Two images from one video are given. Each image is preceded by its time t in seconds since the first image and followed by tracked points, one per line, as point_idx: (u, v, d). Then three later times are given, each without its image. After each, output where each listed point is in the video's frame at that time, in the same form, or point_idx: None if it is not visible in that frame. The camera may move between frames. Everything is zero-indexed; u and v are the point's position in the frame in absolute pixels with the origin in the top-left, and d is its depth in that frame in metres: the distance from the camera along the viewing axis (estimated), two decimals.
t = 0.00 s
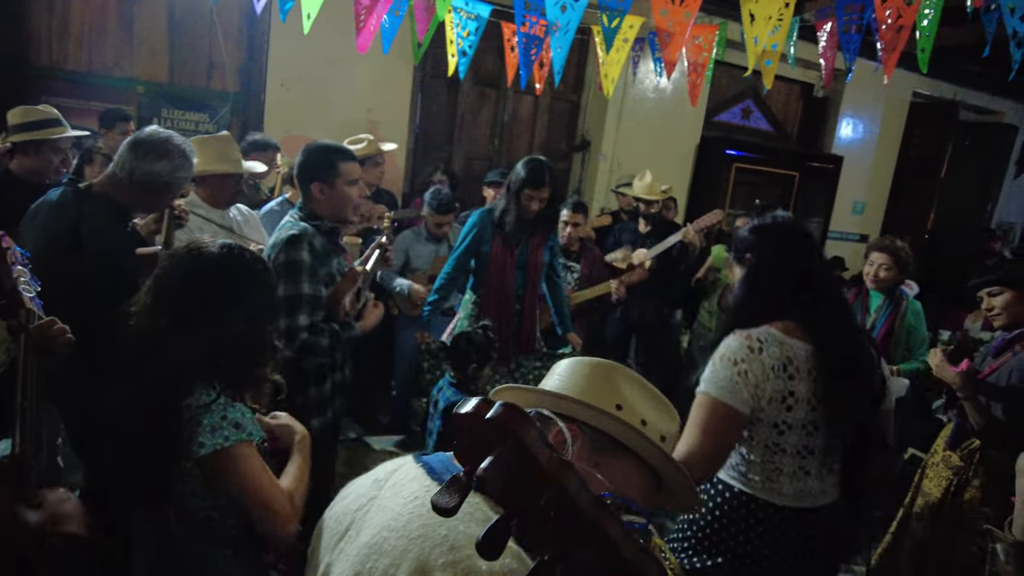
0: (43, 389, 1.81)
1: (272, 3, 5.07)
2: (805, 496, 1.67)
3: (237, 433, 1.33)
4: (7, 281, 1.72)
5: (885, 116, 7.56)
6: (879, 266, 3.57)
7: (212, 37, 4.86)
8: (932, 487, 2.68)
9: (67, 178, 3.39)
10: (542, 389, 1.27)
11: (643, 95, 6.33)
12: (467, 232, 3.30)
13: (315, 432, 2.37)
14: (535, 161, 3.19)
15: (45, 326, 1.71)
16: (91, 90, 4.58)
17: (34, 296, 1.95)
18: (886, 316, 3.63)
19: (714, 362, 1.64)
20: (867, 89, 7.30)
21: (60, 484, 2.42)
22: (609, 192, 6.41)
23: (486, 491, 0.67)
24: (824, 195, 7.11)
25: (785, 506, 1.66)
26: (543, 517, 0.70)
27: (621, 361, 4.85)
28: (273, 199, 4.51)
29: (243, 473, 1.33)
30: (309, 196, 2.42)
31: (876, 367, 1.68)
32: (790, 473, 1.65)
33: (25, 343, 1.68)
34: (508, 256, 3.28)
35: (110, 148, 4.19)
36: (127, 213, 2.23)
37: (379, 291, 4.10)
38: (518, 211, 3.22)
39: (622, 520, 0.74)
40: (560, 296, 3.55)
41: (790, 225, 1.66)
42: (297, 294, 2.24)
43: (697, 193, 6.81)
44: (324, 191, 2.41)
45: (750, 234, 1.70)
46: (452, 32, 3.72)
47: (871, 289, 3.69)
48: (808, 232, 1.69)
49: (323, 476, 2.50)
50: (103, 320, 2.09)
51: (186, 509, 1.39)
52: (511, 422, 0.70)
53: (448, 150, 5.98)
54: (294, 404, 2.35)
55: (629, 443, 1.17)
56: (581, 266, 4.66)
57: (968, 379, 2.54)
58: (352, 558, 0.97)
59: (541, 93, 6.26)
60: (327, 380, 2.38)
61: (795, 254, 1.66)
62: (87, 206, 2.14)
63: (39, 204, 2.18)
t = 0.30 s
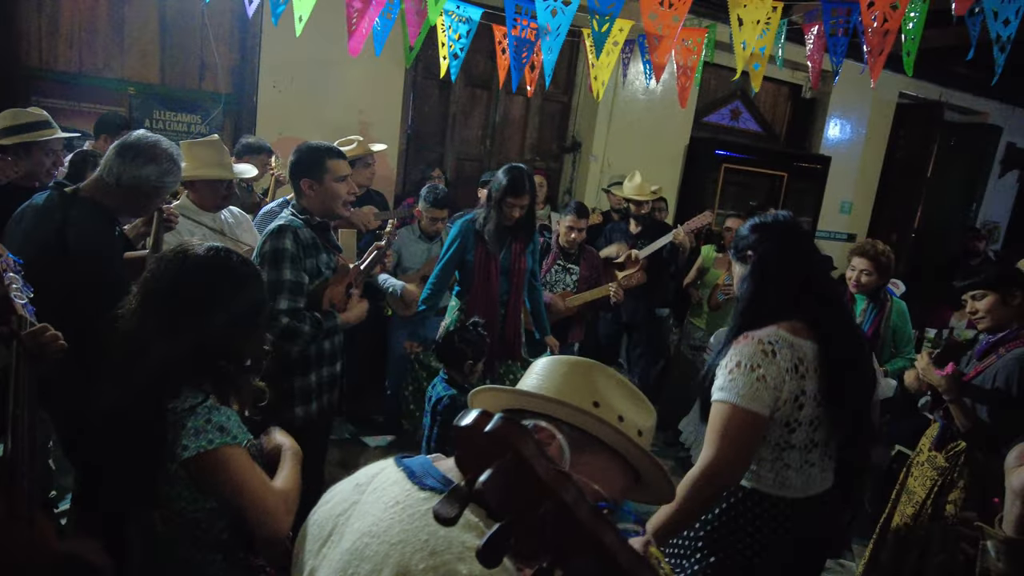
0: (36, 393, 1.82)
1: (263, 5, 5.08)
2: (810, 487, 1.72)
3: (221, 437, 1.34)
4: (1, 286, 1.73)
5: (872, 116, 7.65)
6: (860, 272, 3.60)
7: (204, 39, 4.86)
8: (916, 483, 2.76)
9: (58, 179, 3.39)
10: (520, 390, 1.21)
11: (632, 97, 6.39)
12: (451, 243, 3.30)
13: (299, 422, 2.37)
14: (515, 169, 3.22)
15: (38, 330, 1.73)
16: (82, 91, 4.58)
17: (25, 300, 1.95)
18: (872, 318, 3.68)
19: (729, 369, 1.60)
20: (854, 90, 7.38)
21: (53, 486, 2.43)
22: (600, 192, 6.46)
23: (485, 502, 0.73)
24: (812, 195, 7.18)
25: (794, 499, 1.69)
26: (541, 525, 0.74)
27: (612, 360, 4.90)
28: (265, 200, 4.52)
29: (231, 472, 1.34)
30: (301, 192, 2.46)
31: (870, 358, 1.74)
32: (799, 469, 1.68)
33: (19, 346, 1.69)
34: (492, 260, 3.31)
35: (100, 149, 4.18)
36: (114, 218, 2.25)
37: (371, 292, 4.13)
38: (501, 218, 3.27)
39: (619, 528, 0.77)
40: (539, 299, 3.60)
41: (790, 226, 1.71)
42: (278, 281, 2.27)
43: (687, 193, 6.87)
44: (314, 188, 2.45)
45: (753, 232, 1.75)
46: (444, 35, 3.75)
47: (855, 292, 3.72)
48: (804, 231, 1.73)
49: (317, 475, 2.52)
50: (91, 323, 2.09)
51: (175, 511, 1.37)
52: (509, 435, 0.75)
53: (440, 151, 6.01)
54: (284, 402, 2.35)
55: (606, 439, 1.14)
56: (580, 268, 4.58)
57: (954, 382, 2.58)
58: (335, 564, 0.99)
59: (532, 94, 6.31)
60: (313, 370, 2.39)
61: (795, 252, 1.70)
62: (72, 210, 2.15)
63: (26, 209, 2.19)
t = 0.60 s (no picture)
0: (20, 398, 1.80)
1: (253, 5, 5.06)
2: (796, 486, 1.71)
3: (210, 442, 1.36)
4: None
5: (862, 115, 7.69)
6: (851, 265, 3.67)
7: (193, 39, 4.84)
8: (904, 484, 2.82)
9: (46, 180, 3.37)
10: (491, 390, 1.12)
11: (624, 96, 6.40)
12: (440, 243, 3.32)
13: (280, 415, 2.36)
14: (501, 165, 3.27)
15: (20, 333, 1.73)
16: (70, 91, 4.55)
17: (8, 304, 1.94)
18: (860, 316, 3.71)
19: (715, 367, 1.60)
20: (844, 89, 7.42)
21: (42, 491, 2.41)
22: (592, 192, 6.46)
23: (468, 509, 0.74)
24: (803, 193, 7.21)
25: (780, 498, 1.69)
26: (526, 530, 0.75)
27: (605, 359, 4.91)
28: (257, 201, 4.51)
29: (221, 476, 1.35)
30: (292, 191, 2.48)
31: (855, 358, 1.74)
32: (784, 468, 1.67)
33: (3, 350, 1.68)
34: (484, 259, 3.31)
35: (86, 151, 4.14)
36: (97, 219, 2.24)
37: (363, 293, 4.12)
38: (488, 215, 3.28)
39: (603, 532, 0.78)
40: (536, 296, 3.62)
41: (778, 226, 1.72)
42: (265, 273, 2.31)
43: (678, 193, 6.89)
44: (305, 188, 2.47)
45: (743, 234, 1.76)
46: (434, 36, 3.74)
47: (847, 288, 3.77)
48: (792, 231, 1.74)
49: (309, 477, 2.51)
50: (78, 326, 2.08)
51: (161, 516, 1.37)
52: (493, 439, 0.75)
53: (432, 151, 6.00)
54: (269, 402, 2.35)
55: (580, 439, 1.05)
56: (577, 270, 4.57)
57: (946, 377, 2.61)
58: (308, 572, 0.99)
59: (524, 94, 6.31)
60: (296, 366, 2.40)
61: (781, 252, 1.71)
62: (54, 212, 2.14)
63: (5, 212, 2.17)
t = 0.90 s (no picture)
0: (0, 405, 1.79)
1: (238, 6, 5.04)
2: (761, 483, 1.73)
3: (189, 453, 1.36)
4: None
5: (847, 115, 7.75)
6: (839, 261, 3.72)
7: (178, 39, 4.81)
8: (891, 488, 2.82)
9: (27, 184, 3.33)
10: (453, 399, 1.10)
11: (611, 97, 6.42)
12: (419, 242, 3.28)
13: (263, 419, 2.35)
14: (483, 160, 3.23)
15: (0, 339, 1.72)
16: (53, 93, 4.50)
17: None
18: (844, 312, 3.77)
19: (675, 356, 1.67)
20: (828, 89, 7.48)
21: (25, 497, 2.40)
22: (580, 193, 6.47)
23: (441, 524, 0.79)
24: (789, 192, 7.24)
25: (743, 492, 1.71)
26: (496, 544, 0.81)
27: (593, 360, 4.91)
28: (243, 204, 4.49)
29: (201, 485, 1.36)
30: (284, 196, 2.43)
31: (826, 358, 1.76)
32: (745, 461, 1.70)
33: None
34: (464, 254, 3.33)
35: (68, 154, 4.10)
36: (79, 225, 2.23)
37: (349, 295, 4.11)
38: (472, 211, 3.29)
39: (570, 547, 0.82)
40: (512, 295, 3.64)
41: (769, 211, 1.73)
42: (260, 271, 2.28)
43: (666, 193, 6.92)
44: (296, 194, 2.42)
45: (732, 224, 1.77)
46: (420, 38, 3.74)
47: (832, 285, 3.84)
48: (787, 220, 1.74)
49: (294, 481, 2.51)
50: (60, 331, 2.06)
51: (140, 527, 1.33)
52: (464, 457, 0.81)
53: (419, 151, 5.99)
54: (255, 403, 2.34)
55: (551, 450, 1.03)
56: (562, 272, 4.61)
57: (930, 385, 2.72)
58: None
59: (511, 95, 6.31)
60: (281, 370, 2.39)
61: (773, 243, 1.71)
62: (34, 219, 2.12)
63: None
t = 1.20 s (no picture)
0: None
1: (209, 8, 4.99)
2: (725, 497, 1.78)
3: (157, 461, 1.38)
4: None
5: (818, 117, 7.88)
6: (807, 264, 3.80)
7: (148, 40, 4.76)
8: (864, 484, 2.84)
9: None
10: (403, 414, 1.15)
11: (585, 99, 6.46)
12: (392, 243, 3.31)
13: (249, 433, 2.37)
14: (450, 163, 3.33)
15: None
16: (18, 94, 4.42)
17: None
18: (811, 313, 3.84)
19: (644, 380, 1.68)
20: (799, 90, 7.58)
21: None
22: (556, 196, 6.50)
23: (369, 558, 0.80)
24: (761, 193, 7.37)
25: (708, 508, 1.76)
26: None
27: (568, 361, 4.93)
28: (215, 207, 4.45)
29: (172, 491, 1.39)
30: (250, 208, 2.42)
31: (789, 377, 1.82)
32: (711, 479, 1.75)
33: None
34: (435, 257, 3.34)
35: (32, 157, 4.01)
36: (46, 233, 2.20)
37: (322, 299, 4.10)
38: (439, 211, 3.34)
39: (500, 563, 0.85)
40: (484, 295, 3.68)
41: (745, 233, 1.74)
42: (232, 289, 2.27)
43: (640, 194, 6.98)
44: (263, 208, 2.41)
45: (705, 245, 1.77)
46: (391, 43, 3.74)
47: (801, 288, 3.91)
48: (763, 244, 1.75)
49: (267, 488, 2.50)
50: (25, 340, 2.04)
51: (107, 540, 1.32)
52: (394, 489, 0.82)
53: (394, 152, 5.98)
54: (238, 416, 2.35)
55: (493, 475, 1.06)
56: (531, 273, 4.64)
57: (892, 385, 2.79)
58: None
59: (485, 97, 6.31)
60: (260, 382, 2.39)
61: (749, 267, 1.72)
62: None
63: None
